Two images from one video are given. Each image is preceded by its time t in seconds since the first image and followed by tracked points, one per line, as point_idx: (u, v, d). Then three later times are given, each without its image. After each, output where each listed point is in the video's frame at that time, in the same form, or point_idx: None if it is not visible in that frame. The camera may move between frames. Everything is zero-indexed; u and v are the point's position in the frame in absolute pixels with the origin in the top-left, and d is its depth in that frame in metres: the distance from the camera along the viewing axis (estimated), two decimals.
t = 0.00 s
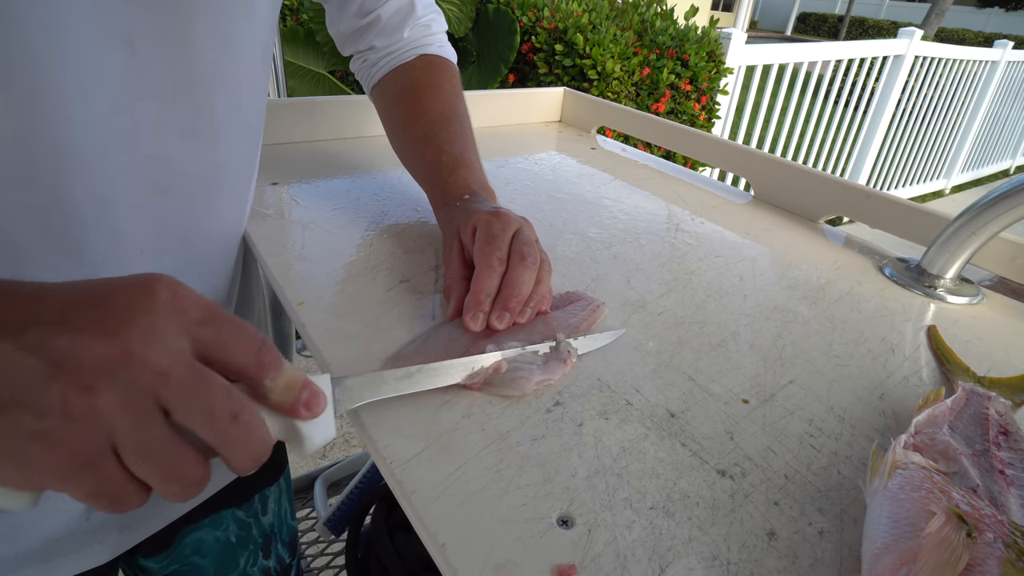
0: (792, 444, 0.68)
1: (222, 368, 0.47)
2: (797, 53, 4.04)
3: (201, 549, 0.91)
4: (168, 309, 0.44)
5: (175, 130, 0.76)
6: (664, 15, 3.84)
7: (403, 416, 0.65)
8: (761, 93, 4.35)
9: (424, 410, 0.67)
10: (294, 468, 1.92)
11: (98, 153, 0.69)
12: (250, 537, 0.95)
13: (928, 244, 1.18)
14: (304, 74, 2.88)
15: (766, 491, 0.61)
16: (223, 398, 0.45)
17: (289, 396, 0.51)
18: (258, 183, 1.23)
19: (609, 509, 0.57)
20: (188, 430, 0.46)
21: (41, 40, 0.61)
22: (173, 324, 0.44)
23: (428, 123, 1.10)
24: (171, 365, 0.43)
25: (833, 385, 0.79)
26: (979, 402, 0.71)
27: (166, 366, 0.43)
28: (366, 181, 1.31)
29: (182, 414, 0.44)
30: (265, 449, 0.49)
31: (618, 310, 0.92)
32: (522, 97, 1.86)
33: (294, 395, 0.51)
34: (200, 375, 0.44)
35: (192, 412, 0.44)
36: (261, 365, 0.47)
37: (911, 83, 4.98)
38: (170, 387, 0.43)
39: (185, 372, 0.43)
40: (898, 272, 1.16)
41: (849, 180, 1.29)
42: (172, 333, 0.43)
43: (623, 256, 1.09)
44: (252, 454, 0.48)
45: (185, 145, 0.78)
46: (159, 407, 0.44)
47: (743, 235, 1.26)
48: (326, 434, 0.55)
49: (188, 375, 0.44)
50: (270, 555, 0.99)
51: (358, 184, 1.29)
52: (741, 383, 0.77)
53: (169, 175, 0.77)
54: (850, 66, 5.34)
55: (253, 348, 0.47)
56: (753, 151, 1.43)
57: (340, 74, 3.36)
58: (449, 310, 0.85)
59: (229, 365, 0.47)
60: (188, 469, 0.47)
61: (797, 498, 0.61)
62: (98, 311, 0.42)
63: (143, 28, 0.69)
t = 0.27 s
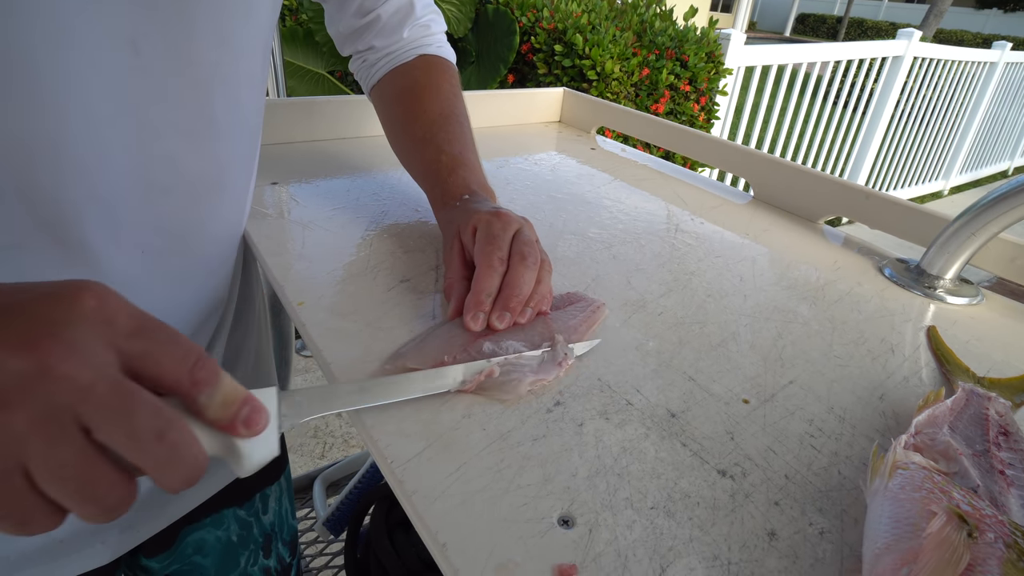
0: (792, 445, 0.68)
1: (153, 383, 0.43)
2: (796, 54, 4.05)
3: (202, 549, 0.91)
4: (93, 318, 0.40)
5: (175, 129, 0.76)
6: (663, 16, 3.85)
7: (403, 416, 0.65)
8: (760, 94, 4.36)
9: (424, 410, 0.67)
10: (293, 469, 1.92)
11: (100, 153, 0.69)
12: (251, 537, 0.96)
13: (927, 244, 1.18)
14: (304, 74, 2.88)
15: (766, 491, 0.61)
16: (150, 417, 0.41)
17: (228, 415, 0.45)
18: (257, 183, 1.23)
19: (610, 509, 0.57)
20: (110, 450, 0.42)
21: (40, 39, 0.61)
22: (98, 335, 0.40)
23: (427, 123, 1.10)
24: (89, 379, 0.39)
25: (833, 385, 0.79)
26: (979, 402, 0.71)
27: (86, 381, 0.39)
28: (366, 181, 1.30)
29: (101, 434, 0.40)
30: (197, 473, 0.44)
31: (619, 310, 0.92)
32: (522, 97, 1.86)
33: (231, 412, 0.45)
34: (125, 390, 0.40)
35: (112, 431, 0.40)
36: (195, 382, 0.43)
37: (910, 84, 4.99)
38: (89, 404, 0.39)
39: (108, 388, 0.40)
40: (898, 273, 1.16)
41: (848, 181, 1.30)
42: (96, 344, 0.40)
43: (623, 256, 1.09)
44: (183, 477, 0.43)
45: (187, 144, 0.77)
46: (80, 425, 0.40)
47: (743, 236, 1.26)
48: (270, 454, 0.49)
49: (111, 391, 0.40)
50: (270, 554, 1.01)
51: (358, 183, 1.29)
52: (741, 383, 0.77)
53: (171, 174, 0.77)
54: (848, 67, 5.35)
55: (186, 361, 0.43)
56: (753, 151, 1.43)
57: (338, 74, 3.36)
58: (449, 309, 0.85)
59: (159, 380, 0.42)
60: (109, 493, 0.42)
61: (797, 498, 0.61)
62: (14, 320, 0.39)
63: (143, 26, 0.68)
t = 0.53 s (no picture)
0: (791, 444, 0.68)
1: (82, 394, 0.41)
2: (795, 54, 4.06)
3: (203, 549, 0.91)
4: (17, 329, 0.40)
5: (176, 125, 0.76)
6: (662, 17, 3.86)
7: (403, 415, 0.65)
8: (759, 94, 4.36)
9: (423, 409, 0.67)
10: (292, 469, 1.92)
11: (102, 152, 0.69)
12: (253, 536, 0.97)
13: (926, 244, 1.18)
14: (304, 74, 2.89)
15: (766, 489, 0.61)
16: (71, 430, 0.39)
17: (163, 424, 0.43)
18: (258, 182, 1.23)
19: (609, 508, 0.57)
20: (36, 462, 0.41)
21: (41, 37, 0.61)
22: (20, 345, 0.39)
23: (428, 123, 1.10)
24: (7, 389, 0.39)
25: (832, 384, 0.79)
26: (978, 402, 0.72)
27: (2, 393, 0.38)
28: (366, 181, 1.31)
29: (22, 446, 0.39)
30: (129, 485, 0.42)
31: (619, 310, 0.92)
32: (522, 97, 1.86)
33: (169, 422, 0.43)
34: (46, 403, 0.39)
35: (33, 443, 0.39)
36: (120, 395, 0.40)
37: (909, 84, 5.00)
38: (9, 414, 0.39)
39: (27, 400, 0.39)
40: (897, 273, 1.16)
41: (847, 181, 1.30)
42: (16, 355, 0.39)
43: (622, 256, 1.09)
44: (109, 490, 0.41)
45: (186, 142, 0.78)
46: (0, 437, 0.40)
47: (742, 236, 1.27)
48: (213, 464, 0.46)
49: (30, 403, 0.39)
50: (272, 554, 1.01)
51: (358, 183, 1.29)
52: (740, 382, 0.77)
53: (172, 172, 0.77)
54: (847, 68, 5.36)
55: (114, 371, 0.41)
56: (753, 152, 1.43)
57: (337, 74, 3.36)
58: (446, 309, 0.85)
59: (84, 390, 0.41)
60: (29, 506, 0.41)
61: (796, 497, 0.61)
62: None
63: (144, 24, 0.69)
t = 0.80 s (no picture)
0: (789, 443, 0.68)
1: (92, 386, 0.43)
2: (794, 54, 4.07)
3: (202, 547, 0.91)
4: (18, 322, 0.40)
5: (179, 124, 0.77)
6: (661, 17, 3.87)
7: (404, 415, 0.66)
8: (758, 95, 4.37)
9: (424, 409, 0.67)
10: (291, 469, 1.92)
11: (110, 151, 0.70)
12: (251, 533, 0.98)
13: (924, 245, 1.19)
14: (304, 75, 2.89)
15: (763, 488, 0.62)
16: (86, 421, 0.41)
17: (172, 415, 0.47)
18: (258, 183, 1.24)
19: (608, 506, 0.58)
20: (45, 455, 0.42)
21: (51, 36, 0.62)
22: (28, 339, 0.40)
23: (430, 124, 1.11)
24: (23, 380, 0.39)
25: (830, 384, 0.80)
26: (974, 401, 0.72)
27: (18, 387, 0.39)
28: (366, 182, 1.31)
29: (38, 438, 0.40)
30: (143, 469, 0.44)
31: (618, 310, 0.92)
32: (521, 98, 1.87)
33: (177, 414, 0.47)
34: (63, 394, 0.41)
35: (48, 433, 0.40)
36: (131, 388, 0.44)
37: (907, 84, 5.01)
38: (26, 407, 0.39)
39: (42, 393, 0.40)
40: (895, 273, 1.17)
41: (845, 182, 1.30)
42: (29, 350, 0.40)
43: (621, 257, 1.10)
44: (121, 478, 0.43)
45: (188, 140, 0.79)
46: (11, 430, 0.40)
47: (741, 236, 1.27)
48: (219, 456, 0.52)
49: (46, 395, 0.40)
50: (269, 550, 1.02)
51: (358, 184, 1.29)
52: (739, 382, 0.78)
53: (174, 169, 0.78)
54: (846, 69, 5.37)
55: (124, 364, 0.44)
56: (751, 152, 1.44)
57: (337, 75, 3.36)
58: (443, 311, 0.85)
59: (97, 383, 0.43)
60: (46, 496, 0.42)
61: (794, 495, 0.61)
62: None
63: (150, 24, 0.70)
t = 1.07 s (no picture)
0: (786, 442, 0.69)
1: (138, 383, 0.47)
2: (791, 56, 4.09)
3: (182, 552, 0.92)
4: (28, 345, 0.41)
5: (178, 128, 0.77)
6: (659, 20, 3.89)
7: (405, 415, 0.67)
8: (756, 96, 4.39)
9: (425, 410, 0.68)
10: (292, 472, 1.93)
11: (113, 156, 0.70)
12: (233, 540, 0.97)
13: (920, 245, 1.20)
14: (303, 78, 2.91)
15: (761, 486, 0.62)
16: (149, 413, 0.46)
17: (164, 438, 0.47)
18: (259, 187, 1.25)
19: (608, 505, 0.58)
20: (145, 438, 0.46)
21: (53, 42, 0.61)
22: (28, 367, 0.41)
23: (431, 128, 1.11)
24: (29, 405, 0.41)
25: (827, 383, 0.81)
26: (970, 400, 0.73)
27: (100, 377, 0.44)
28: (366, 185, 1.32)
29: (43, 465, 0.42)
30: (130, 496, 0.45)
31: (617, 311, 0.93)
32: (520, 101, 1.88)
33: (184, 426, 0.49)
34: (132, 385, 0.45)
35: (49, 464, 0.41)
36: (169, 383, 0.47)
37: (904, 85, 5.03)
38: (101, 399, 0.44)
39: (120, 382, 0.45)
40: (891, 273, 1.18)
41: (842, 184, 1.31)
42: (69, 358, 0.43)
43: (620, 258, 1.11)
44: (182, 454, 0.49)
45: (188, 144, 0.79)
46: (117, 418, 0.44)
47: (738, 238, 1.28)
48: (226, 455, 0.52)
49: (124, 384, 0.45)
50: (254, 558, 1.01)
51: (358, 188, 1.30)
52: (736, 382, 0.78)
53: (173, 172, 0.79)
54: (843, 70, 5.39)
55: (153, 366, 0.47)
56: (749, 154, 1.45)
57: (336, 78, 3.38)
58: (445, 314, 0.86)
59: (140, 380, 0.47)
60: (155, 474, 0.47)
61: (791, 494, 0.62)
62: None
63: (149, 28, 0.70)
